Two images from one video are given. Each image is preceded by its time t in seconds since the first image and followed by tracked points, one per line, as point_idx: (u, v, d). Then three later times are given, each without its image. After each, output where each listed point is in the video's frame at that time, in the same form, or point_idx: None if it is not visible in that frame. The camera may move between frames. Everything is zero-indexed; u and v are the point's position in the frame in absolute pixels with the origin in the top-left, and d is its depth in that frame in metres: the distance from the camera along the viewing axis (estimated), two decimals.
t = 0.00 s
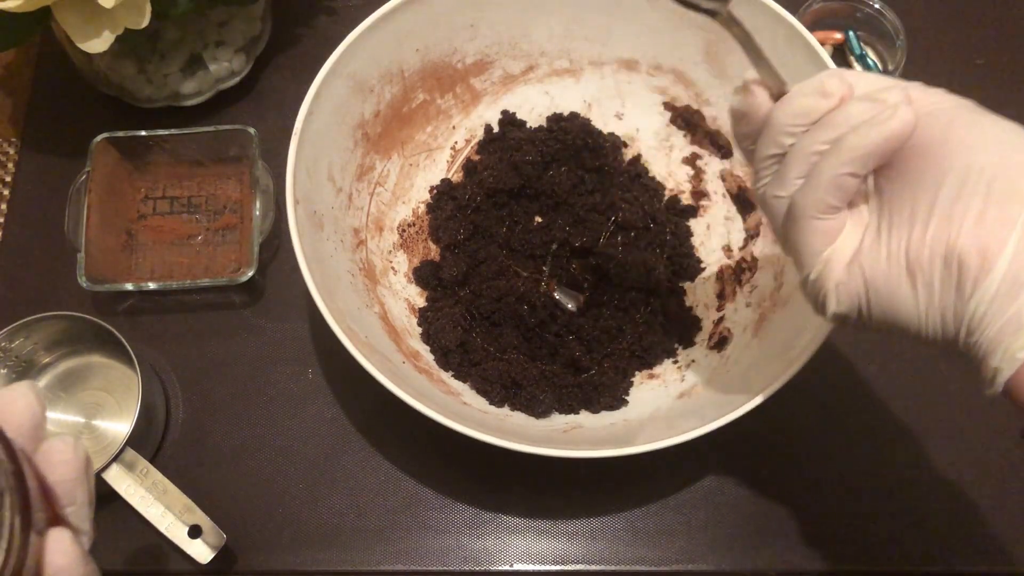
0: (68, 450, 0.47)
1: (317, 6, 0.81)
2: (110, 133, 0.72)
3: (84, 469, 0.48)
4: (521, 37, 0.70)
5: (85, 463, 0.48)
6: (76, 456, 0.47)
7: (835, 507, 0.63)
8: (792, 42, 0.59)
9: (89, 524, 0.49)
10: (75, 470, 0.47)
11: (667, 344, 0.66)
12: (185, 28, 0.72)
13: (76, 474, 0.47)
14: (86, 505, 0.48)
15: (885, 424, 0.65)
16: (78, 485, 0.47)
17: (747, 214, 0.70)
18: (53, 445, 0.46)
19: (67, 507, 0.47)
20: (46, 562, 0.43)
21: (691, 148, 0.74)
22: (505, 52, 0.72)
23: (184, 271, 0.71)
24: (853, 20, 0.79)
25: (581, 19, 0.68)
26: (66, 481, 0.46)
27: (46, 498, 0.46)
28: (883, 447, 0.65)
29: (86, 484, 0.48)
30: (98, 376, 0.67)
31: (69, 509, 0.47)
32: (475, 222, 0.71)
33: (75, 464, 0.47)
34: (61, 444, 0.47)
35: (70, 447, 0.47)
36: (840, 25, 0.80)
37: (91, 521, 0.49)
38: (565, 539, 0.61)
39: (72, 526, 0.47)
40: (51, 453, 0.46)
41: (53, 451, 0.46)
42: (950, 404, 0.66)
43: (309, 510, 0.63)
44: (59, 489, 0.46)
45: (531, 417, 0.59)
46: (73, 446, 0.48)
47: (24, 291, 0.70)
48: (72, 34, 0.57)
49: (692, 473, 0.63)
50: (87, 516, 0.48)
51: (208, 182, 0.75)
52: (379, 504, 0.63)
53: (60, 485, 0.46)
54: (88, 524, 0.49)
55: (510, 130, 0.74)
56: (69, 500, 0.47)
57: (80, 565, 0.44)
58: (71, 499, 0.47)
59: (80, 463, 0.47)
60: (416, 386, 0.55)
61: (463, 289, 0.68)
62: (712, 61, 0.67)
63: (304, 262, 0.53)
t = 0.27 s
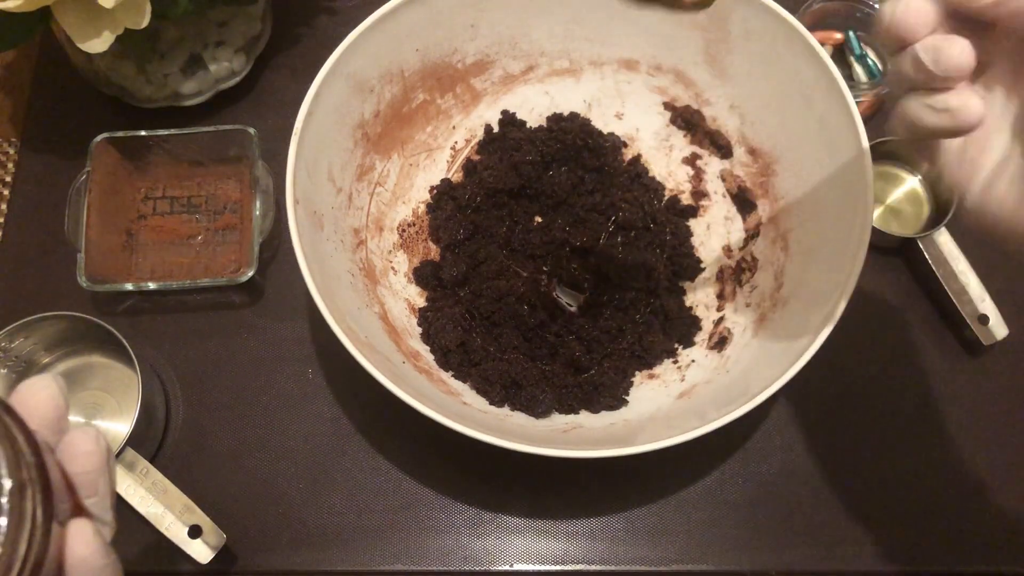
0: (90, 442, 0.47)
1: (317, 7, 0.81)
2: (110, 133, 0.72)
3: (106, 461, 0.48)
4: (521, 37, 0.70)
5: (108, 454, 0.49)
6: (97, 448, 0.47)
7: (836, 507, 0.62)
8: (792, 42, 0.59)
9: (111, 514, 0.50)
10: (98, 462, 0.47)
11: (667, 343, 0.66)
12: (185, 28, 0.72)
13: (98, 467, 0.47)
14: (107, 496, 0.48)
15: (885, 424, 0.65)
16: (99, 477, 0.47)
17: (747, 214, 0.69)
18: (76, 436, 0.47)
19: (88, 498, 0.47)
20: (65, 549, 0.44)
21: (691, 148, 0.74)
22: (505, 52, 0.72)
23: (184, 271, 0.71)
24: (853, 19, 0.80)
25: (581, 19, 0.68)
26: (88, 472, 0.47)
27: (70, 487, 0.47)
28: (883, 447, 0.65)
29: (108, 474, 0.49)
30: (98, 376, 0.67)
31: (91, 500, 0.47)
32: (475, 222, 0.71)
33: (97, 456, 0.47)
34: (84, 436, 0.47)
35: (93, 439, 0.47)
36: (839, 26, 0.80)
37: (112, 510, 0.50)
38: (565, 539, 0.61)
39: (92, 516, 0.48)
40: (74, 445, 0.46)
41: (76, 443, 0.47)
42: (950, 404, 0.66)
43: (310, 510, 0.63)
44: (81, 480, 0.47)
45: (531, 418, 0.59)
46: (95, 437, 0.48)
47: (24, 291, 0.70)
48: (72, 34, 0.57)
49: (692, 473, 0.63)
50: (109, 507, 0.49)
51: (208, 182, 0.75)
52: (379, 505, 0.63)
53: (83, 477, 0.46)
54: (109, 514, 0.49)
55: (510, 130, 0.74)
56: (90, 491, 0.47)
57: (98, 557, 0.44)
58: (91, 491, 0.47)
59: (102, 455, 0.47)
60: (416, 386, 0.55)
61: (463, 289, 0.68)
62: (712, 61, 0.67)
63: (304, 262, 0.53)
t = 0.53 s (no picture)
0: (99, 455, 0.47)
1: (317, 7, 0.81)
2: (110, 133, 0.72)
3: (115, 474, 0.48)
4: (521, 37, 0.70)
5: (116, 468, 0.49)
6: (105, 461, 0.47)
7: (835, 507, 0.62)
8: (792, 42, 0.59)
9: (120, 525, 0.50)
10: (107, 475, 0.47)
11: (667, 344, 0.66)
12: (185, 28, 0.72)
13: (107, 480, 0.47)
14: (116, 508, 0.49)
15: (886, 423, 0.65)
16: (109, 490, 0.47)
17: (747, 214, 0.69)
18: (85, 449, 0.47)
19: (97, 510, 0.48)
20: (75, 564, 0.44)
21: (691, 148, 0.74)
22: (505, 52, 0.72)
23: (184, 271, 0.71)
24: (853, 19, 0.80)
25: (581, 19, 0.68)
26: (97, 485, 0.47)
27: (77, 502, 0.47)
28: (883, 447, 0.65)
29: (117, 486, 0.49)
30: (98, 376, 0.67)
31: (100, 512, 0.48)
32: (475, 222, 0.71)
33: (105, 470, 0.47)
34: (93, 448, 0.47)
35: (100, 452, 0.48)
36: (840, 25, 0.80)
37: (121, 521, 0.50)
38: (565, 539, 0.61)
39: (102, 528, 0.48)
40: (83, 457, 0.47)
41: (84, 455, 0.47)
42: (950, 403, 0.66)
43: (309, 510, 0.63)
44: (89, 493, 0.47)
45: (531, 418, 0.59)
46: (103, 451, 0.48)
47: (23, 291, 0.70)
48: (72, 34, 0.57)
49: (692, 473, 0.63)
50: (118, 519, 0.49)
51: (208, 182, 0.75)
52: (378, 504, 0.63)
53: (89, 490, 0.47)
54: (119, 525, 0.49)
55: (510, 130, 0.74)
56: (99, 503, 0.47)
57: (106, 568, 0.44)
58: (101, 503, 0.47)
59: (111, 468, 0.48)
60: (416, 386, 0.55)
61: (463, 289, 0.68)
62: (712, 61, 0.67)
63: (304, 262, 0.53)
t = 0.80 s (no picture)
0: (77, 455, 0.47)
1: (317, 7, 0.81)
2: (110, 133, 0.72)
3: (94, 475, 0.48)
4: (521, 37, 0.70)
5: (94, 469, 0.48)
6: (85, 462, 0.47)
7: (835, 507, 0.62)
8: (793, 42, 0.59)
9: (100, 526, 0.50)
10: (86, 476, 0.47)
11: (667, 344, 0.66)
12: (185, 28, 0.72)
13: (86, 481, 0.47)
14: (96, 510, 0.48)
15: (886, 423, 0.65)
16: (88, 492, 0.47)
17: (747, 214, 0.69)
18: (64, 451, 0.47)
19: (75, 511, 0.47)
20: (49, 567, 0.44)
21: (691, 148, 0.74)
22: (505, 52, 0.72)
23: (184, 271, 0.71)
24: (853, 20, 0.79)
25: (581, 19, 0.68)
26: (76, 486, 0.46)
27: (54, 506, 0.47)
28: (883, 447, 0.65)
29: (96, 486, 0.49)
30: (98, 376, 0.67)
31: (79, 513, 0.47)
32: (475, 222, 0.71)
33: (85, 470, 0.47)
34: (72, 448, 0.47)
35: (80, 453, 0.47)
36: (840, 25, 0.80)
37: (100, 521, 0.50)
38: (565, 539, 0.61)
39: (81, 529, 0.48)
40: (62, 458, 0.46)
41: (63, 456, 0.47)
42: (950, 404, 0.66)
43: (309, 510, 0.63)
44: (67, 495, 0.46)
45: (531, 418, 0.59)
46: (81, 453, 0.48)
47: (23, 291, 0.70)
48: (72, 34, 0.57)
49: (692, 473, 0.63)
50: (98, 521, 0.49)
51: (208, 182, 0.75)
52: (378, 505, 0.63)
53: (68, 492, 0.46)
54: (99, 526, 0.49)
55: (510, 130, 0.74)
56: (78, 504, 0.47)
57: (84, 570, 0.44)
58: (80, 504, 0.47)
59: (90, 469, 0.47)
60: (416, 386, 0.55)
61: (463, 289, 0.68)
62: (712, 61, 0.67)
63: (304, 262, 0.53)
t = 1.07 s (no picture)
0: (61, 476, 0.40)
1: (318, 7, 0.81)
2: (110, 133, 0.72)
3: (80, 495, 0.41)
4: (522, 37, 0.70)
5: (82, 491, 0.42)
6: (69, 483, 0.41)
7: (836, 507, 0.62)
8: (793, 42, 0.59)
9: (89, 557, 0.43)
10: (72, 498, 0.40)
11: (667, 344, 0.66)
12: (185, 28, 0.72)
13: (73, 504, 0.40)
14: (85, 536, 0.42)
15: (886, 423, 0.65)
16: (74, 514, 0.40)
17: (747, 214, 0.69)
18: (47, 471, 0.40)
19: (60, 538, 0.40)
20: None
21: (691, 148, 0.74)
22: (505, 52, 0.72)
23: (184, 271, 0.71)
24: (853, 20, 0.78)
25: (581, 19, 0.68)
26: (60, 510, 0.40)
27: (13, 572, 0.53)
28: (883, 447, 0.64)
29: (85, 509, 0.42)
30: (97, 376, 0.67)
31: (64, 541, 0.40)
32: (475, 221, 0.71)
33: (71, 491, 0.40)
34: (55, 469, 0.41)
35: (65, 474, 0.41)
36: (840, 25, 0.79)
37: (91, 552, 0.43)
38: (565, 539, 0.61)
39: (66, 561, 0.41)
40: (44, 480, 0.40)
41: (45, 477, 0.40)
42: (950, 404, 0.66)
43: (309, 510, 0.63)
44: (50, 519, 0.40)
45: (531, 417, 0.59)
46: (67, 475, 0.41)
47: (23, 291, 0.70)
48: (72, 34, 0.57)
49: (692, 473, 0.63)
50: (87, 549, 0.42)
51: (208, 182, 0.75)
52: (378, 505, 0.63)
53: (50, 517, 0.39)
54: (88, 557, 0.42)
55: (510, 130, 0.74)
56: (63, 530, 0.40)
57: None
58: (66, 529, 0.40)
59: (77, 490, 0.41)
60: (416, 386, 0.55)
61: (463, 289, 0.68)
62: (712, 61, 0.67)
63: (304, 262, 0.53)
